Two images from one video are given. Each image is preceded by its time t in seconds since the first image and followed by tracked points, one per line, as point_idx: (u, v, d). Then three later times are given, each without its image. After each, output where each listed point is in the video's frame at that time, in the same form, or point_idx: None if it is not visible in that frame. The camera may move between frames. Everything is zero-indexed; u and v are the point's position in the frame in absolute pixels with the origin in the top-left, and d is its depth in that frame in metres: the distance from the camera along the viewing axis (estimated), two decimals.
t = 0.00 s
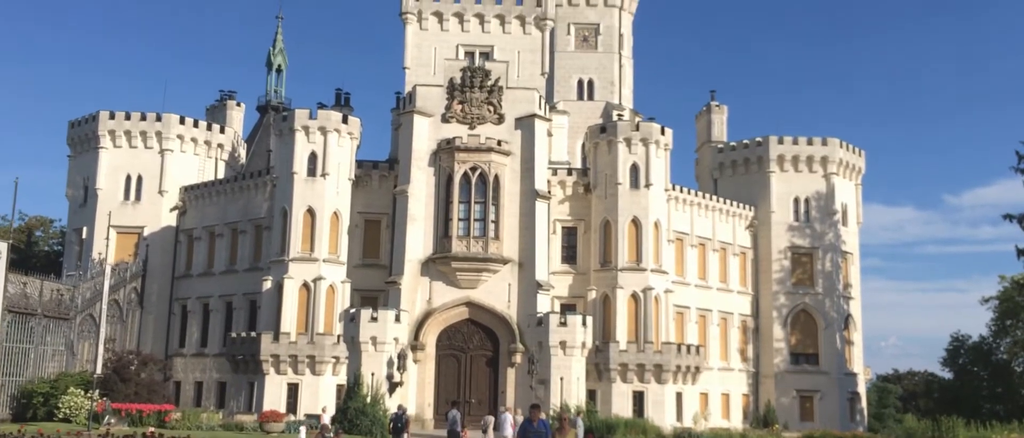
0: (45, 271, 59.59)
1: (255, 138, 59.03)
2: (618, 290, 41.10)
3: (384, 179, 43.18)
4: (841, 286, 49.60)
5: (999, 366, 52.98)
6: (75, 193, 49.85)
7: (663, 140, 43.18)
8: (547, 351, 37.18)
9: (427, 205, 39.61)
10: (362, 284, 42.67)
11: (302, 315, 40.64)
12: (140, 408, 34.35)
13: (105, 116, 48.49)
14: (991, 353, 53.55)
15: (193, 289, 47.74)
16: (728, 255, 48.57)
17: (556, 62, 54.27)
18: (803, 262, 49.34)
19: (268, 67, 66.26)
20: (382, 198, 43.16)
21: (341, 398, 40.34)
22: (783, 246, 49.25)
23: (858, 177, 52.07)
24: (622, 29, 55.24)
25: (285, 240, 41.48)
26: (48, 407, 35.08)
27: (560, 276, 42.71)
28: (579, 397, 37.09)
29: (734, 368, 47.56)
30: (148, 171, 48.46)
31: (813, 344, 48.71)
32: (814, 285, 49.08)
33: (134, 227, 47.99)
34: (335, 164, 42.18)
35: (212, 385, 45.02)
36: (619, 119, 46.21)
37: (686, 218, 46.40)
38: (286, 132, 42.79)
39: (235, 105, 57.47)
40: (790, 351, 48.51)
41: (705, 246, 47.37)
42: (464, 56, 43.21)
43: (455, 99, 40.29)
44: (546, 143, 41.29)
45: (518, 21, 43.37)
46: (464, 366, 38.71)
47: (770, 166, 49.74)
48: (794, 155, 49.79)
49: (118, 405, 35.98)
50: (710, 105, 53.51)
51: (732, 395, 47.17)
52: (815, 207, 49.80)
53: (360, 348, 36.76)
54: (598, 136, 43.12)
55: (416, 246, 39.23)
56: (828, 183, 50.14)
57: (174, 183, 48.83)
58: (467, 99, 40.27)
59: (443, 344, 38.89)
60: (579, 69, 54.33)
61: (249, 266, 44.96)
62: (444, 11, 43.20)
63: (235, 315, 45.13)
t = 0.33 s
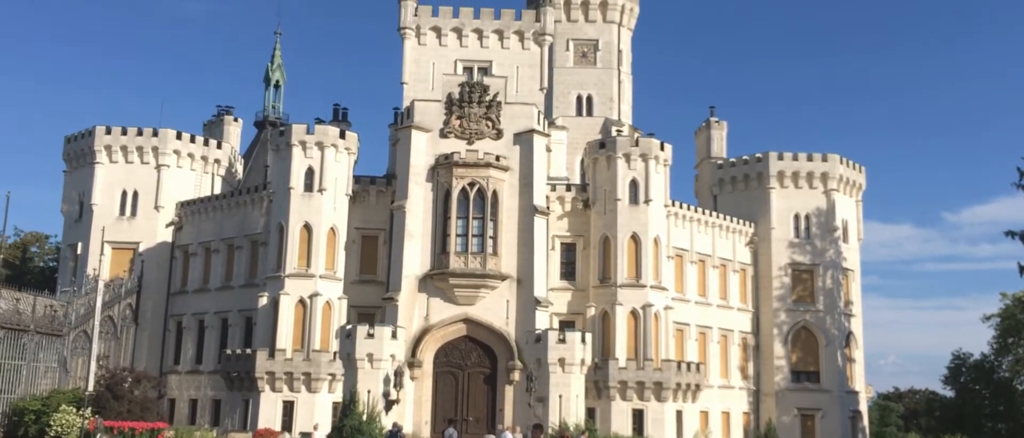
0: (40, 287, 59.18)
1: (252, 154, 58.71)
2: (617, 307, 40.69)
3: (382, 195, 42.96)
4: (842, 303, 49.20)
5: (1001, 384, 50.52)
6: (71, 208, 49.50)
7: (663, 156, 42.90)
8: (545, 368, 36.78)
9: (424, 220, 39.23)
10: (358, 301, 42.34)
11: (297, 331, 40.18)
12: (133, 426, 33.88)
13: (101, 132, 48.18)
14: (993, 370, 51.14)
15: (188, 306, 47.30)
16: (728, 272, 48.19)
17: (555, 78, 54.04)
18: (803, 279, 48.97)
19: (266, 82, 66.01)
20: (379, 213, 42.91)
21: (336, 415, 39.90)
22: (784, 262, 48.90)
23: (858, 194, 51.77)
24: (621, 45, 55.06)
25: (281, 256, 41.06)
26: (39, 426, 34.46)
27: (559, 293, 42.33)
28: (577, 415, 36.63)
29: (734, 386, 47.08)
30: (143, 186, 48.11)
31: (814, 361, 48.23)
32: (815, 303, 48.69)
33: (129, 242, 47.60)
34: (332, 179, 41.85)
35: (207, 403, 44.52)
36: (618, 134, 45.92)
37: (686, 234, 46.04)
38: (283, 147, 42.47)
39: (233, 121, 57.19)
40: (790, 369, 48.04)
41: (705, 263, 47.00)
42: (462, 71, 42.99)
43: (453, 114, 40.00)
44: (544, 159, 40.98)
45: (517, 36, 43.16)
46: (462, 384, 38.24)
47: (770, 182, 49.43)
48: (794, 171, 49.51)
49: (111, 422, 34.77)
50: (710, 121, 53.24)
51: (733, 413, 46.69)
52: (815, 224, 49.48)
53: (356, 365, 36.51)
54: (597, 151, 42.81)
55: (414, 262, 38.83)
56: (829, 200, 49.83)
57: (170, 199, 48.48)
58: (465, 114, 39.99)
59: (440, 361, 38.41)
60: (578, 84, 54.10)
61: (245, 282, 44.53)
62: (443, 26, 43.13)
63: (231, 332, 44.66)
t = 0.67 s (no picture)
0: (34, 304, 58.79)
1: (249, 170, 58.41)
2: (616, 325, 40.30)
3: (379, 210, 42.68)
4: (842, 321, 48.85)
5: (1002, 402, 48.38)
6: (66, 224, 49.15)
7: (662, 172, 42.61)
8: (544, 385, 36.38)
9: (422, 237, 38.89)
10: (355, 317, 41.98)
11: (293, 349, 39.76)
12: None
13: (97, 147, 47.84)
14: (994, 389, 49.00)
15: (183, 323, 46.86)
16: (728, 289, 47.83)
17: (554, 94, 53.85)
18: (803, 296, 48.66)
19: (264, 98, 65.78)
20: (377, 229, 42.61)
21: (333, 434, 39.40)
22: (784, 280, 48.57)
23: (858, 211, 51.48)
24: (620, 61, 54.90)
25: (277, 272, 40.67)
26: None
27: (557, 310, 41.98)
28: (577, 433, 36.26)
29: (735, 404, 46.62)
30: (139, 202, 47.79)
31: (814, 379, 47.85)
32: (815, 320, 48.34)
33: (124, 258, 47.24)
34: (329, 195, 41.53)
35: (201, 421, 44.04)
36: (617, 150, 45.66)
37: (686, 251, 45.70)
38: (280, 163, 42.17)
39: (230, 137, 56.93)
40: (791, 387, 47.62)
41: (705, 280, 46.64)
42: (460, 86, 42.74)
43: (451, 130, 39.72)
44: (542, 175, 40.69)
45: (516, 52, 42.97)
46: (459, 402, 37.79)
47: (770, 199, 49.13)
48: (794, 188, 49.24)
49: None
50: (709, 137, 53.02)
51: (733, 432, 46.21)
52: (815, 240, 49.18)
53: (352, 382, 36.06)
54: (596, 168, 42.51)
55: (411, 279, 38.46)
56: (829, 216, 49.53)
57: (166, 214, 48.13)
58: (464, 130, 39.73)
59: (437, 378, 37.98)
60: (576, 100, 53.90)
61: (241, 299, 44.11)
62: (441, 41, 42.94)
63: (226, 349, 44.22)
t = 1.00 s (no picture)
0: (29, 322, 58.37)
1: (247, 187, 58.24)
2: (615, 343, 40.00)
3: (376, 228, 42.50)
4: (842, 339, 48.62)
5: (1003, 423, 48.05)
6: (62, 241, 48.89)
7: (661, 189, 42.45)
8: (542, 404, 36.11)
9: (420, 254, 38.67)
10: (352, 335, 41.71)
11: (290, 366, 39.42)
12: None
13: (94, 164, 47.63)
14: (995, 409, 48.60)
15: (179, 340, 46.54)
16: (727, 307, 47.56)
17: (552, 111, 53.75)
18: (803, 314, 48.45)
19: (261, 116, 65.68)
20: (374, 247, 42.40)
21: None
22: (783, 298, 48.33)
23: (858, 229, 51.32)
24: (618, 78, 54.86)
25: (274, 290, 40.38)
26: None
27: (556, 328, 41.74)
28: None
29: (735, 424, 46.24)
30: (136, 219, 47.55)
31: (814, 398, 47.57)
32: (815, 339, 48.13)
33: (121, 276, 46.96)
34: (327, 212, 41.33)
35: None
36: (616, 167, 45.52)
37: (685, 268, 45.46)
38: (277, 180, 41.98)
39: (227, 154, 56.78)
40: (791, 406, 47.28)
41: (704, 297, 46.38)
42: (459, 103, 42.70)
43: (449, 147, 39.55)
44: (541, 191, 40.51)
45: (514, 69, 42.92)
46: (457, 420, 37.43)
47: (769, 217, 48.95)
48: (793, 205, 49.07)
49: None
50: (708, 155, 52.92)
51: None
52: (814, 258, 48.99)
53: (348, 400, 35.74)
54: (594, 185, 42.29)
55: (409, 296, 38.19)
56: (828, 234, 49.34)
57: (163, 231, 47.90)
58: (462, 147, 39.57)
59: (435, 397, 37.64)
60: (575, 118, 53.78)
61: (237, 317, 43.81)
62: (439, 58, 42.88)
63: (222, 367, 43.86)
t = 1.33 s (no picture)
0: (23, 340, 57.86)
1: (244, 204, 57.95)
2: (614, 361, 39.59)
3: (373, 244, 42.12)
4: (843, 358, 48.25)
5: None
6: (57, 258, 48.55)
7: (660, 206, 42.16)
8: (540, 423, 35.62)
9: (417, 271, 38.32)
10: (348, 353, 41.30)
11: (285, 385, 38.99)
12: None
13: (90, 181, 47.34)
14: (996, 429, 48.19)
15: (174, 358, 46.09)
16: (727, 325, 47.19)
17: (550, 128, 53.53)
18: (803, 333, 48.10)
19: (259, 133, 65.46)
20: (371, 264, 42.04)
21: None
22: (783, 316, 47.99)
23: (858, 246, 51.06)
24: (617, 96, 54.72)
25: (270, 307, 40.01)
26: None
27: (554, 346, 41.39)
28: None
29: None
30: (132, 236, 47.22)
31: (814, 418, 47.15)
32: (816, 357, 47.74)
33: (116, 293, 46.60)
34: (323, 228, 41.03)
35: None
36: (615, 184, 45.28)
37: (685, 286, 45.12)
38: (274, 196, 41.68)
39: (224, 171, 56.49)
40: (792, 425, 46.83)
41: (703, 316, 46.03)
42: (457, 119, 42.47)
43: (447, 164, 39.27)
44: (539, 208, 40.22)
45: (512, 85, 42.68)
46: None
47: (768, 234, 48.68)
48: (793, 223, 48.80)
49: None
50: (707, 173, 52.71)
51: None
52: (814, 276, 48.69)
53: (344, 419, 35.30)
54: (593, 202, 42.04)
55: (406, 313, 37.83)
56: (828, 252, 49.02)
57: (159, 249, 47.56)
58: (460, 164, 39.28)
59: (432, 416, 37.15)
60: (574, 135, 53.56)
61: (233, 334, 43.39)
62: (437, 75, 42.70)
63: (216, 385, 43.40)
